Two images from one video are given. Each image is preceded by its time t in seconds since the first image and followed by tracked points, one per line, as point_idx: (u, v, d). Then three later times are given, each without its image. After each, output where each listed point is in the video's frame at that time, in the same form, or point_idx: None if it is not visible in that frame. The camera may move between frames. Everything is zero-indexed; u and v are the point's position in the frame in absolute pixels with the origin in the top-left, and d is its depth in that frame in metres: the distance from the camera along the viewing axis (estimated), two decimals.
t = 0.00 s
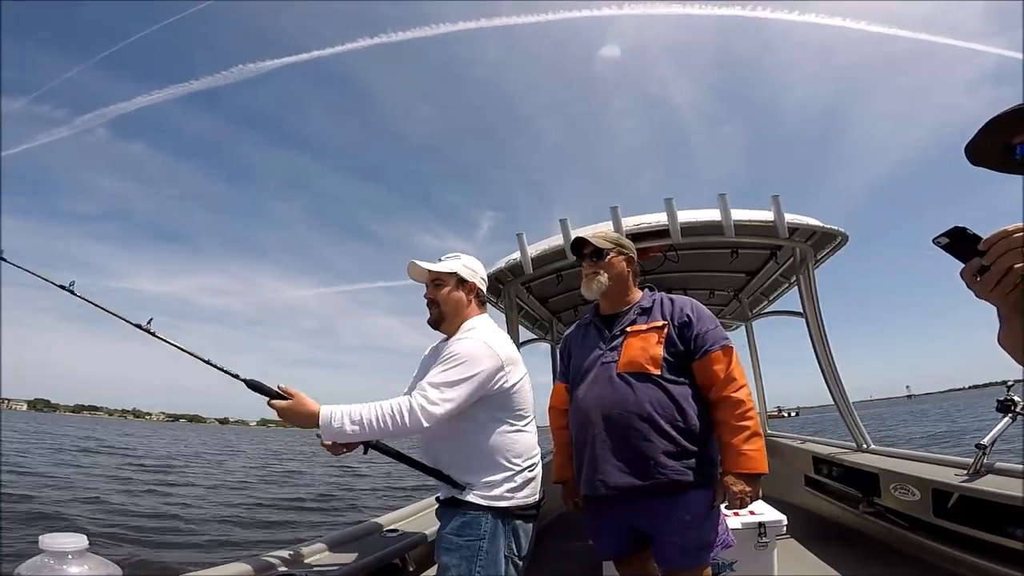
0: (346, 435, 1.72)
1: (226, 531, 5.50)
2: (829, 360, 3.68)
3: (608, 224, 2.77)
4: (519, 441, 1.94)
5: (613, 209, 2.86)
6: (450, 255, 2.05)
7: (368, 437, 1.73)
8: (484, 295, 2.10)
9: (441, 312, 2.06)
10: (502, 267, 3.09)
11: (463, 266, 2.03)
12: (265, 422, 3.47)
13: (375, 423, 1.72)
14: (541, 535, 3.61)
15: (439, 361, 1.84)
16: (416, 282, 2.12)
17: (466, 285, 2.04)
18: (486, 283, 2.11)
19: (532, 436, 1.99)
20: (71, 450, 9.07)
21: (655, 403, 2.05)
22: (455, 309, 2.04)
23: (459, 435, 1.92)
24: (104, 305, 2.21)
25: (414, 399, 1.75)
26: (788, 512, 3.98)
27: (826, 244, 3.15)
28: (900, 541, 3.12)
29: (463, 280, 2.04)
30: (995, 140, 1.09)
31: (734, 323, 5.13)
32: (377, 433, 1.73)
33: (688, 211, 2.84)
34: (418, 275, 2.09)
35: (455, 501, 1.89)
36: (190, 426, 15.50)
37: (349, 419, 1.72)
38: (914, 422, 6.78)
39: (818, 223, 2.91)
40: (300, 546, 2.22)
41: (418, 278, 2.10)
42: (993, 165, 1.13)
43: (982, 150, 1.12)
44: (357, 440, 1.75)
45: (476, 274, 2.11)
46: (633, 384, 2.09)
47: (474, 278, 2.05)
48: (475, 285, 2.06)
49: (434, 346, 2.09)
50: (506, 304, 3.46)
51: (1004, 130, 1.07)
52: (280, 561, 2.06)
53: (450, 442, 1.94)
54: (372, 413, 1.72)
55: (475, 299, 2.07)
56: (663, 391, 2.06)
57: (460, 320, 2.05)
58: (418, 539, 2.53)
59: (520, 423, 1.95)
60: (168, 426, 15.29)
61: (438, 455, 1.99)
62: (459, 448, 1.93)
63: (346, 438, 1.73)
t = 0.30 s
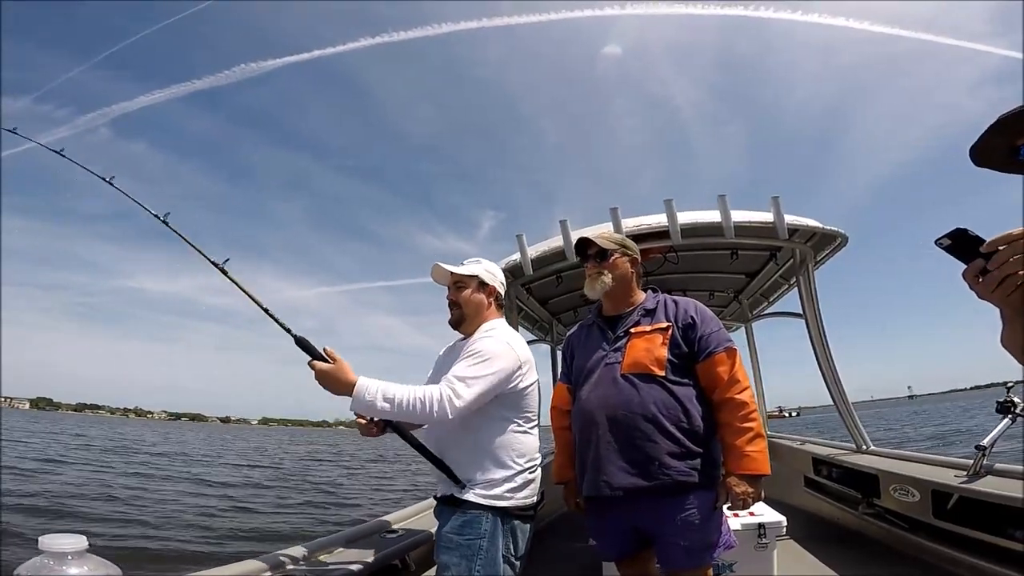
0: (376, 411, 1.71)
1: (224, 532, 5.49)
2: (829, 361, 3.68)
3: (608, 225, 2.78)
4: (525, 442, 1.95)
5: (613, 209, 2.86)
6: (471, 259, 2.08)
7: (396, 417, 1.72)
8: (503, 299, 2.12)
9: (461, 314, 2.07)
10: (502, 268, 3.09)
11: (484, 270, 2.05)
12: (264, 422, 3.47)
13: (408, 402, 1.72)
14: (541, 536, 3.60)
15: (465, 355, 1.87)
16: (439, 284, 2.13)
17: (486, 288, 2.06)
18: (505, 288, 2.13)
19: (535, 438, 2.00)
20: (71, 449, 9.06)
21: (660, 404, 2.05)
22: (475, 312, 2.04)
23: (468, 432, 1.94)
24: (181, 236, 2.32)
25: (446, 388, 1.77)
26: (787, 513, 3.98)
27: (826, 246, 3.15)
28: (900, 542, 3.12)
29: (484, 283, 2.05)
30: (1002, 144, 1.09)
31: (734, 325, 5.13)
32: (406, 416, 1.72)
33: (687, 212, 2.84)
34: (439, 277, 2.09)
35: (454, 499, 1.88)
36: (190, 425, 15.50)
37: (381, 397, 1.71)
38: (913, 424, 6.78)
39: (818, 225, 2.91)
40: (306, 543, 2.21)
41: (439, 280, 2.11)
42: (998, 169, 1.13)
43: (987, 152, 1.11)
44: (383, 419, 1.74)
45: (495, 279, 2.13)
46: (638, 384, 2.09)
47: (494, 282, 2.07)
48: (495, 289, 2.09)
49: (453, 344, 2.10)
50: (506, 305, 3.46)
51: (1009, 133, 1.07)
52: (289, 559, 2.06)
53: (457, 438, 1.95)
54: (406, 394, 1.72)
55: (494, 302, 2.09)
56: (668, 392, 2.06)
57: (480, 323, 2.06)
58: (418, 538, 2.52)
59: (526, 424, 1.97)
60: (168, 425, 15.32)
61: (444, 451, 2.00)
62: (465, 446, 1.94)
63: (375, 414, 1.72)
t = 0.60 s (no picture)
0: (397, 394, 1.73)
1: (225, 532, 5.49)
2: (829, 362, 3.67)
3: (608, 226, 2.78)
4: (524, 442, 1.96)
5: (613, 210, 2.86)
6: (479, 264, 2.11)
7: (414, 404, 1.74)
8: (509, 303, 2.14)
9: (469, 317, 2.08)
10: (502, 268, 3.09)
11: (492, 274, 2.07)
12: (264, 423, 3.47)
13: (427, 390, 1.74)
14: (542, 536, 3.59)
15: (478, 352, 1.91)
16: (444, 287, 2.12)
17: (494, 292, 2.08)
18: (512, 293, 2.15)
19: (534, 437, 2.00)
20: (71, 449, 9.07)
21: (659, 405, 2.05)
22: (483, 315, 2.06)
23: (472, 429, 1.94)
24: (250, 200, 2.50)
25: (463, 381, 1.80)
26: (788, 514, 3.98)
27: (827, 246, 3.14)
28: (901, 542, 3.11)
29: (491, 287, 2.08)
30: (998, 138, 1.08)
31: (735, 325, 5.13)
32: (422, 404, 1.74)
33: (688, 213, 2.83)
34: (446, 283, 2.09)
35: (452, 498, 1.88)
36: (190, 425, 15.51)
37: (402, 380, 1.73)
38: (915, 425, 6.76)
39: (819, 225, 2.91)
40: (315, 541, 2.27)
41: (447, 283, 2.09)
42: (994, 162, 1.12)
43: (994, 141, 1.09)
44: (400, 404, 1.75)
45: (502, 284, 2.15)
46: (638, 385, 2.09)
47: (502, 286, 2.09)
48: (502, 293, 2.11)
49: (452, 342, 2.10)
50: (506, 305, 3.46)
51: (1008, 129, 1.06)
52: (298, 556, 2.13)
53: (458, 435, 1.96)
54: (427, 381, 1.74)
55: (501, 305, 2.11)
56: (668, 393, 2.06)
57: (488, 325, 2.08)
58: (419, 539, 2.53)
59: (526, 425, 1.98)
60: (169, 425, 15.34)
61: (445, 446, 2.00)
62: (466, 444, 1.94)
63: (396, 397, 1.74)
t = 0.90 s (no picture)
0: (409, 383, 1.74)
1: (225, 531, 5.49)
2: (829, 359, 3.64)
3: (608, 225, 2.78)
4: (525, 440, 1.96)
5: (613, 209, 2.85)
6: (481, 264, 2.11)
7: (424, 396, 1.74)
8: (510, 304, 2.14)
9: (472, 318, 2.08)
10: (502, 268, 3.09)
11: (493, 275, 2.08)
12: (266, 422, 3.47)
13: (439, 384, 1.74)
14: (542, 536, 3.59)
15: (484, 349, 1.92)
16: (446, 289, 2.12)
17: (495, 292, 2.08)
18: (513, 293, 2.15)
19: (534, 437, 2.01)
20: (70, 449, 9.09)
21: (655, 404, 2.05)
22: (485, 316, 2.06)
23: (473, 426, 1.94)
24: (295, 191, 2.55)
25: (473, 378, 1.80)
26: (789, 513, 3.98)
27: (827, 245, 3.14)
28: (902, 542, 3.11)
29: (493, 287, 2.07)
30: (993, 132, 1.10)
31: (735, 324, 5.13)
32: (433, 397, 1.75)
33: (688, 212, 2.83)
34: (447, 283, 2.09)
35: (453, 496, 1.88)
36: (192, 425, 15.56)
37: (415, 371, 1.74)
38: (915, 424, 6.76)
39: (819, 224, 2.91)
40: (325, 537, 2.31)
41: (449, 284, 2.10)
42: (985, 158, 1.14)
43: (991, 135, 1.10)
44: (411, 394, 1.77)
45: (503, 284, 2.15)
46: (635, 384, 2.09)
47: (504, 287, 2.09)
48: (504, 294, 2.10)
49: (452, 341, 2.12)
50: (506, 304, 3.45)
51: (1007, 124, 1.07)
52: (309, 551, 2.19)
53: (461, 432, 1.96)
54: (439, 374, 1.75)
55: (503, 306, 2.11)
56: (664, 392, 2.06)
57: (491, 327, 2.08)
58: (420, 538, 2.53)
59: (526, 423, 1.99)
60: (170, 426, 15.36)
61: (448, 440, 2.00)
62: (469, 440, 1.94)
63: (408, 387, 1.75)
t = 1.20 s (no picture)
0: (423, 381, 2.07)
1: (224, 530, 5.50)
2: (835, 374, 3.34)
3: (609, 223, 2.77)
4: (521, 440, 2.26)
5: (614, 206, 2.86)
6: (481, 265, 2.12)
7: (440, 395, 2.12)
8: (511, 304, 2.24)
9: (472, 317, 2.21)
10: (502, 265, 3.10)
11: (495, 276, 2.13)
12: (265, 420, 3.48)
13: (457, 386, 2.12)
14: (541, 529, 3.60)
15: (489, 351, 2.21)
16: (425, 281, 2.10)
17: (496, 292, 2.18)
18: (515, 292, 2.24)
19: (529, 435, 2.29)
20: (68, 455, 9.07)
21: (653, 404, 2.17)
22: (486, 315, 2.19)
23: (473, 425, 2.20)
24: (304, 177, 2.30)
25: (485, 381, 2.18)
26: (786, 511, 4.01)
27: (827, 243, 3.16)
28: (903, 541, 3.12)
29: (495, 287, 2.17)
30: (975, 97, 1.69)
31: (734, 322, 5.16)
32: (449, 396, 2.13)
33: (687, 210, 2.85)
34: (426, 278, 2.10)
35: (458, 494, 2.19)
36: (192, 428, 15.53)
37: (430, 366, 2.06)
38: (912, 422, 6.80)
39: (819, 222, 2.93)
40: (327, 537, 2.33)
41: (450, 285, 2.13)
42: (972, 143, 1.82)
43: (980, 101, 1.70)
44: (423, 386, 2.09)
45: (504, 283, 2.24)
46: (632, 383, 2.19)
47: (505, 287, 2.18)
48: (505, 294, 2.21)
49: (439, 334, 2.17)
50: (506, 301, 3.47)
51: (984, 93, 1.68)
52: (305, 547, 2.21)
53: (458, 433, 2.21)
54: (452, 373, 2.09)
55: (502, 306, 2.23)
56: (660, 391, 2.19)
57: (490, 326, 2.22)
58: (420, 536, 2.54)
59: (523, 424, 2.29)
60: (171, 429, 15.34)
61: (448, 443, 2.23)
62: (470, 435, 2.21)
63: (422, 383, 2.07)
